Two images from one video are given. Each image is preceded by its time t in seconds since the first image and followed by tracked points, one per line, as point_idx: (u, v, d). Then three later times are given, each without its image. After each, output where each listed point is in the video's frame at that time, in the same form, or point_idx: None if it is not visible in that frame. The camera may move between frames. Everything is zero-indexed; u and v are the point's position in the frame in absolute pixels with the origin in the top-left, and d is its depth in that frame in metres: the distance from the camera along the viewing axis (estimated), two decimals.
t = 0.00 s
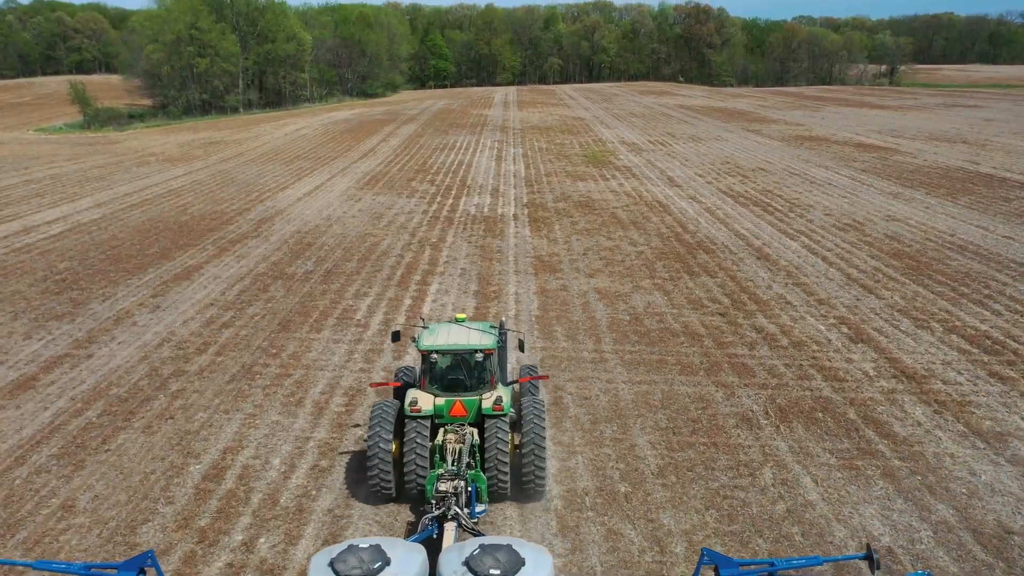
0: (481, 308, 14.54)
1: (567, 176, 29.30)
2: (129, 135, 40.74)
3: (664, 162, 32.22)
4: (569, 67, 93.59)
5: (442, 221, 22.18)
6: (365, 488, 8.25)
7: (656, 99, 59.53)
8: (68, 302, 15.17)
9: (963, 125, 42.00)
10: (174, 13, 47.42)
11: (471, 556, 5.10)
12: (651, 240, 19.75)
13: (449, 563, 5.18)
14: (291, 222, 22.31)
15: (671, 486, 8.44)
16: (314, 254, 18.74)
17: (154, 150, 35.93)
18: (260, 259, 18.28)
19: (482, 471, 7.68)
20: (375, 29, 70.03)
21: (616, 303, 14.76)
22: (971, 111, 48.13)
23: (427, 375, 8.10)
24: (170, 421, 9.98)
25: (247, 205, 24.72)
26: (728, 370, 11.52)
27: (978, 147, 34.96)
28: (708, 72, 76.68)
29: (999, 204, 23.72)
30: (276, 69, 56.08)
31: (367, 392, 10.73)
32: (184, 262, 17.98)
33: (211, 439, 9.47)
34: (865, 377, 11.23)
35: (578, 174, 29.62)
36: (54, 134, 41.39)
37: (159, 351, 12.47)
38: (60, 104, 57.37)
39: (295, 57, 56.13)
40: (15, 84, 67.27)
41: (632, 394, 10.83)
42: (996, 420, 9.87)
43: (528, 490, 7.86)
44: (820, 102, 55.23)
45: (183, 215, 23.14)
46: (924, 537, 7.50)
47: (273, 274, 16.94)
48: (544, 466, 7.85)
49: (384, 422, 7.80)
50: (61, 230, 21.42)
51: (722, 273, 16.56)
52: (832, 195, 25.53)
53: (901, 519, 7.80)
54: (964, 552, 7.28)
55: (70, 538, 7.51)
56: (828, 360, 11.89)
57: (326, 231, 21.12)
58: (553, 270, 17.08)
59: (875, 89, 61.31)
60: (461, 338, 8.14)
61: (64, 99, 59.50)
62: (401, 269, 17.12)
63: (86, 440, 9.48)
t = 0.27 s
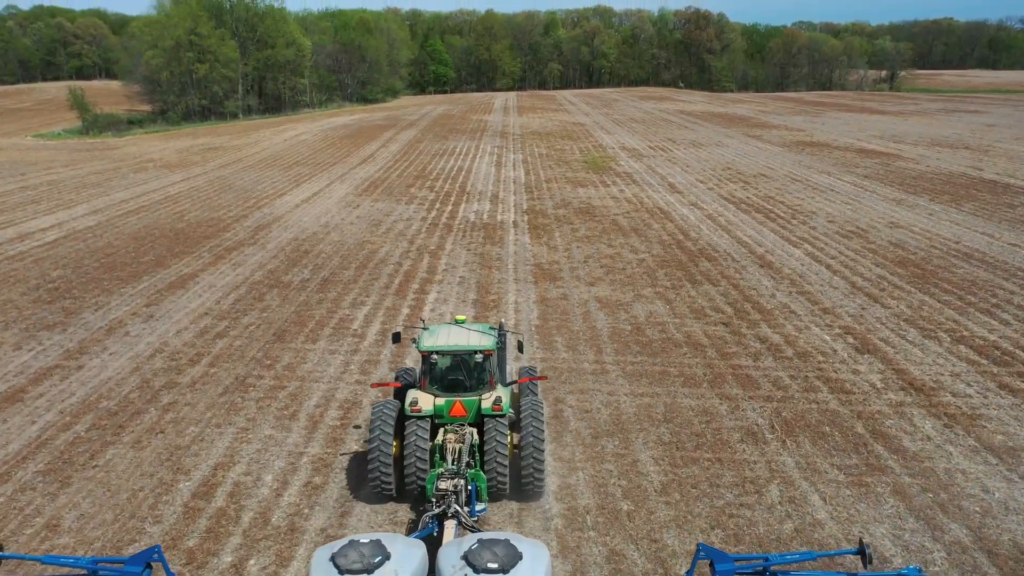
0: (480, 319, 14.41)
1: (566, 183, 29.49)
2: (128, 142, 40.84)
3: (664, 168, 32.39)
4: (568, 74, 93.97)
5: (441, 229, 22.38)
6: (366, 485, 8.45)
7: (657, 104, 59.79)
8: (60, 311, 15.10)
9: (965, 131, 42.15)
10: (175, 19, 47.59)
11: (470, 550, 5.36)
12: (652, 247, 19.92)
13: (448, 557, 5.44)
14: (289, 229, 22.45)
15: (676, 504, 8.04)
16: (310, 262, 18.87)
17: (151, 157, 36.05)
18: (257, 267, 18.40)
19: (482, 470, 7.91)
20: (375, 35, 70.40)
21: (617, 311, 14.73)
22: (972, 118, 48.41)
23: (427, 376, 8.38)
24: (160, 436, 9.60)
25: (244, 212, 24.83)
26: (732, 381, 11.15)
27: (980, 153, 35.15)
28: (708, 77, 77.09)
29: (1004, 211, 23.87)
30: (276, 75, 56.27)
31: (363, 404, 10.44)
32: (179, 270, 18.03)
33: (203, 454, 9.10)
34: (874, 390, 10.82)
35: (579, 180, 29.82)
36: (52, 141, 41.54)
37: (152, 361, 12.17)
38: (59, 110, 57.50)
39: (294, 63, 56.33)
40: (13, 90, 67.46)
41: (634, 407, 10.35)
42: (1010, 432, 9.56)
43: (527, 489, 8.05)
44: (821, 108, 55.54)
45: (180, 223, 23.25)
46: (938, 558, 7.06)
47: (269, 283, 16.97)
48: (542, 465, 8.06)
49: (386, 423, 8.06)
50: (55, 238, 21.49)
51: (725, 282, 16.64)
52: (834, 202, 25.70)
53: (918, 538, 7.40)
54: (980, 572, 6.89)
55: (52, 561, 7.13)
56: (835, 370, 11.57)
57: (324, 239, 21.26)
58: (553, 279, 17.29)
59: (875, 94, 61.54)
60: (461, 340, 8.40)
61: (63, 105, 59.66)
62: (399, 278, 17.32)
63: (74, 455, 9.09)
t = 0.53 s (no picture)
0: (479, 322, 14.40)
1: (566, 184, 29.49)
2: (126, 142, 40.90)
3: (665, 169, 32.38)
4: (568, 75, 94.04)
5: (439, 231, 22.41)
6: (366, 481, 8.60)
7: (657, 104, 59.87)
8: (52, 316, 15.07)
9: (968, 132, 42.15)
10: (174, 19, 47.63)
11: (468, 539, 5.34)
12: (654, 250, 19.93)
13: (447, 547, 5.41)
14: (285, 231, 22.46)
15: (681, 518, 7.92)
16: (307, 265, 18.90)
17: (149, 158, 36.13)
18: (253, 270, 18.40)
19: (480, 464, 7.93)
20: (375, 35, 70.47)
21: (618, 316, 14.70)
22: (974, 118, 48.46)
23: (426, 372, 8.35)
24: (149, 445, 9.50)
25: (241, 214, 24.85)
26: (735, 390, 11.07)
27: (984, 153, 35.14)
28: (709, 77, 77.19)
29: (1009, 213, 23.85)
30: (274, 76, 56.32)
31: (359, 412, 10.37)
32: (174, 274, 18.04)
33: (193, 465, 8.98)
34: (880, 398, 10.79)
35: (579, 181, 29.83)
36: (50, 141, 41.65)
37: (144, 368, 12.13)
38: (56, 111, 57.56)
39: (294, 63, 56.38)
40: (13, 90, 67.61)
41: (636, 416, 10.28)
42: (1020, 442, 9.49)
43: (525, 483, 8.06)
44: (822, 108, 55.59)
45: (175, 225, 23.26)
46: None
47: (264, 287, 16.96)
48: (540, 459, 8.06)
49: (386, 418, 8.04)
50: (50, 240, 21.53)
51: (727, 286, 16.61)
52: (837, 203, 25.71)
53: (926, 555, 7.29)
54: None
55: None
56: (840, 378, 11.51)
57: (320, 241, 21.25)
58: (553, 282, 17.30)
59: (876, 95, 61.56)
60: (460, 335, 8.36)
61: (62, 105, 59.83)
62: (397, 281, 17.32)
63: (60, 466, 8.98)
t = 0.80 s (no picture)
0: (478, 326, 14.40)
1: (567, 185, 29.48)
2: (123, 142, 40.92)
3: (666, 170, 32.39)
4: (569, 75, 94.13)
5: (437, 232, 22.42)
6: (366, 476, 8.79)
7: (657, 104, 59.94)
8: (43, 320, 15.04)
9: (970, 133, 42.18)
10: (173, 19, 47.63)
11: (467, 527, 5.33)
12: (655, 252, 19.96)
13: (446, 536, 5.40)
14: (282, 233, 22.46)
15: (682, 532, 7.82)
16: (303, 267, 18.89)
17: (146, 159, 36.14)
18: (248, 273, 18.38)
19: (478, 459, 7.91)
20: (375, 35, 70.52)
21: (619, 320, 14.69)
22: (976, 118, 48.55)
23: (425, 367, 8.33)
24: (138, 455, 9.43)
25: (238, 215, 24.85)
26: (739, 398, 11.04)
27: (987, 154, 35.17)
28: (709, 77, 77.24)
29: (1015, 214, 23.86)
30: (274, 76, 56.36)
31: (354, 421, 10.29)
32: (168, 276, 18.02)
33: (182, 477, 8.89)
34: (886, 405, 10.78)
35: (579, 182, 29.86)
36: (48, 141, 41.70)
37: (135, 375, 12.09)
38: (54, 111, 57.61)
39: (293, 64, 56.41)
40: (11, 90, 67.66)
41: (636, 424, 10.27)
42: None
43: (523, 477, 8.04)
44: (823, 108, 55.65)
45: (170, 226, 23.25)
46: None
47: (259, 290, 16.94)
48: (538, 454, 8.06)
49: (385, 413, 8.03)
50: (44, 242, 21.52)
51: (729, 289, 16.60)
52: (840, 204, 25.74)
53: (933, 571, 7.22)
54: None
55: None
56: (844, 385, 11.48)
57: (317, 244, 21.24)
58: (553, 285, 17.29)
59: (878, 94, 61.58)
60: (458, 331, 8.34)
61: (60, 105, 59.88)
62: (393, 284, 17.30)
63: (47, 476, 8.91)
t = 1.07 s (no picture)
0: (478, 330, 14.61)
1: (566, 186, 29.73)
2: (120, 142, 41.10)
3: (666, 171, 32.63)
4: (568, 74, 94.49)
5: (436, 234, 22.64)
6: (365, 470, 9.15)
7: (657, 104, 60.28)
8: (35, 324, 15.20)
9: (971, 133, 42.48)
10: (171, 18, 47.76)
11: (464, 516, 5.56)
12: (656, 254, 20.20)
13: (444, 524, 5.63)
14: (279, 235, 22.67)
15: (679, 535, 7.99)
16: (300, 270, 19.10)
17: (142, 158, 36.33)
18: (245, 276, 18.57)
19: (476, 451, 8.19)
20: (375, 34, 70.73)
21: (619, 325, 14.90)
22: (976, 118, 48.90)
23: (424, 363, 8.56)
24: (127, 464, 9.55)
25: (236, 217, 25.05)
26: (743, 405, 11.28)
27: (989, 154, 35.46)
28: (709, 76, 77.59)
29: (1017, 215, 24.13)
30: (272, 76, 56.52)
31: (349, 430, 10.44)
32: (163, 279, 18.20)
33: (172, 486, 9.01)
34: (893, 412, 11.03)
35: (579, 183, 30.10)
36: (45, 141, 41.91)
37: (127, 382, 12.25)
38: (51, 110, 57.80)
39: (292, 64, 56.64)
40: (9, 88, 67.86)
41: (637, 432, 10.46)
42: None
43: (521, 468, 8.30)
44: (824, 108, 55.99)
45: (166, 228, 23.42)
46: None
47: (256, 293, 17.12)
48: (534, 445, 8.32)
49: (384, 407, 8.28)
50: (38, 243, 21.70)
51: (731, 293, 16.82)
52: (842, 205, 26.00)
53: None
54: None
55: None
56: (849, 393, 11.68)
57: (314, 246, 21.43)
58: (553, 289, 17.50)
59: (877, 95, 61.95)
60: (456, 328, 8.57)
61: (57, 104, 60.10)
62: (391, 288, 17.49)
63: (34, 486, 9.03)
